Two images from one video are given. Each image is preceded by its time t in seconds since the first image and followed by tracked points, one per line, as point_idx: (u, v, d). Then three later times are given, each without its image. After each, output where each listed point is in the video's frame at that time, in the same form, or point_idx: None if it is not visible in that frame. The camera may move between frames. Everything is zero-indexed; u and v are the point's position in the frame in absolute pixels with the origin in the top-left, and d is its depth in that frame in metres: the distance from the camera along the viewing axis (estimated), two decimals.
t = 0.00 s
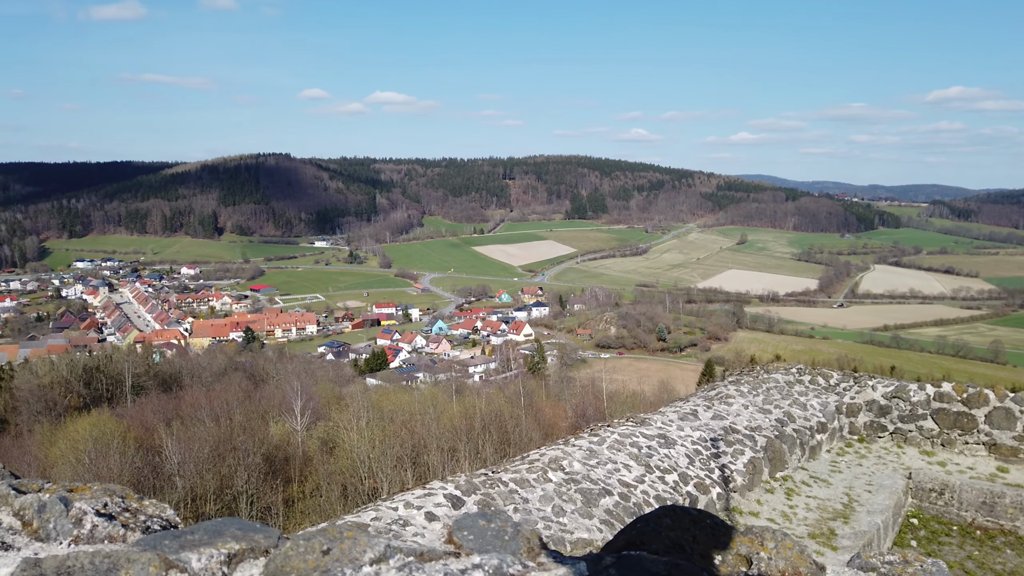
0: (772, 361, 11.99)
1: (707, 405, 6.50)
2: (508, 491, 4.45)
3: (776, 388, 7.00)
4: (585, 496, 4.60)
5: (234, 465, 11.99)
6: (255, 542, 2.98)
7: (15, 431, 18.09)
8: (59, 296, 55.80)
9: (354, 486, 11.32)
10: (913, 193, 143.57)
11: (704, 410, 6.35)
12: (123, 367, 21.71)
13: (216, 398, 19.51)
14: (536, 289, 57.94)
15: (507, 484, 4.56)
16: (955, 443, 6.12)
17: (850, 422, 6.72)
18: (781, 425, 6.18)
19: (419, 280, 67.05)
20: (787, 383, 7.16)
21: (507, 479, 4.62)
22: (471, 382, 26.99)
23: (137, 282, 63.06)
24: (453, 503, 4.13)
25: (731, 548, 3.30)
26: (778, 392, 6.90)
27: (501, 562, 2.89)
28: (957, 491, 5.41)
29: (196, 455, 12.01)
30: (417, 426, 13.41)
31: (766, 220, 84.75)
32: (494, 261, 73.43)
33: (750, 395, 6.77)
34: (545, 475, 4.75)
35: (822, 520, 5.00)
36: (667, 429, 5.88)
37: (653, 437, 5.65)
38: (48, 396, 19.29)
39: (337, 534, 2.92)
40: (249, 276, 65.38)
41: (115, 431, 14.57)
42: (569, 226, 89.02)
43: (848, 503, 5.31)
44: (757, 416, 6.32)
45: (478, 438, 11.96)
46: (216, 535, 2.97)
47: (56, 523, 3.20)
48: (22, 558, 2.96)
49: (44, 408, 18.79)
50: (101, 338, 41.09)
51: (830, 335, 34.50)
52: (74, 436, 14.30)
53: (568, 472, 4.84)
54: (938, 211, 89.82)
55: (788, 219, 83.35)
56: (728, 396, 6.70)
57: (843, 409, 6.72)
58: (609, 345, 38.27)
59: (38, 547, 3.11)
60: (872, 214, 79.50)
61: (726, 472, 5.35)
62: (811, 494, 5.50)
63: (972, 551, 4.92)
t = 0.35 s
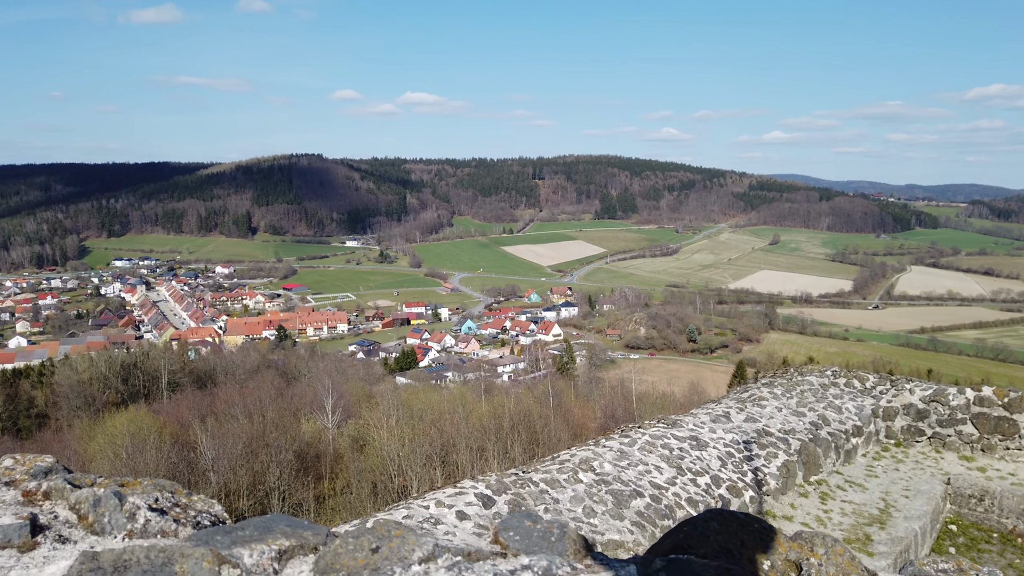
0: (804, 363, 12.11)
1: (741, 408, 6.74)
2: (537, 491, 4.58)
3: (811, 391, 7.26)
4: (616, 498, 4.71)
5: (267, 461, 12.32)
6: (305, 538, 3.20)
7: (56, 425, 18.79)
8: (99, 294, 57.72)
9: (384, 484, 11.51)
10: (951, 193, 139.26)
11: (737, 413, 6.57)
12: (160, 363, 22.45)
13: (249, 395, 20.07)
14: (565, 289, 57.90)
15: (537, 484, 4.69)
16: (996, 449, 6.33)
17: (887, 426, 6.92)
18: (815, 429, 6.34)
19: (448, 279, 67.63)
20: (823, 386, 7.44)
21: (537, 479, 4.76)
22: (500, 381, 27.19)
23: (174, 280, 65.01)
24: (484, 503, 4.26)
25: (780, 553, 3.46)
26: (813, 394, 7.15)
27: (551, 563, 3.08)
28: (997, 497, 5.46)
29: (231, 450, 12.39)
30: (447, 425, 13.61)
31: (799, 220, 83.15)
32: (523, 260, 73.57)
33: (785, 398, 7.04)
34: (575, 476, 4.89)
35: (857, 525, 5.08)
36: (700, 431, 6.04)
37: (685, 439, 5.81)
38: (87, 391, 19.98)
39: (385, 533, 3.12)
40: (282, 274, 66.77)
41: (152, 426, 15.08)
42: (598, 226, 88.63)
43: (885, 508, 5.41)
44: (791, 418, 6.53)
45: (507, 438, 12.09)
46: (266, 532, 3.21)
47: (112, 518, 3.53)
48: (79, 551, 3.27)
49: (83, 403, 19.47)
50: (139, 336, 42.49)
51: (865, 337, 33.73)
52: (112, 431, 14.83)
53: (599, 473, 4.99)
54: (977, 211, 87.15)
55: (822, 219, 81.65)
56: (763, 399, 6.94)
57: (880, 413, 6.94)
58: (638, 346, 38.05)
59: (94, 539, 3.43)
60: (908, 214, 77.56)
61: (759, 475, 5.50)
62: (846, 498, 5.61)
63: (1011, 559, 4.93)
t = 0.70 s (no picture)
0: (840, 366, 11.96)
1: (774, 411, 6.78)
2: (568, 491, 4.71)
3: (846, 394, 7.24)
4: (648, 500, 4.83)
5: (299, 458, 12.62)
6: (351, 535, 3.41)
7: (95, 420, 19.55)
8: (138, 292, 59.75)
9: (413, 482, 11.73)
10: (993, 192, 134.68)
11: (770, 416, 6.61)
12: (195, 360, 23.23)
13: (282, 393, 20.64)
14: (594, 289, 57.74)
15: (567, 484, 4.83)
16: None
17: (925, 429, 6.85)
18: (850, 432, 6.35)
19: (477, 279, 68.09)
20: (858, 388, 7.40)
21: (568, 479, 4.89)
22: (530, 380, 27.38)
23: (210, 279, 66.83)
24: (514, 502, 4.42)
25: (829, 558, 3.68)
26: (848, 397, 7.14)
27: (597, 565, 3.26)
28: None
29: (263, 447, 12.75)
30: (476, 424, 13.79)
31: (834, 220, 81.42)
32: (553, 260, 73.61)
33: (819, 401, 7.04)
34: (607, 477, 5.02)
35: (894, 531, 5.09)
36: (732, 433, 6.12)
37: (717, 442, 5.89)
38: (125, 387, 20.73)
39: (431, 534, 3.45)
40: (314, 273, 68.10)
41: (187, 422, 15.63)
42: (629, 226, 88.12)
43: (923, 513, 5.40)
44: (826, 421, 6.55)
45: (535, 438, 12.20)
46: (314, 528, 3.42)
47: (162, 511, 3.80)
48: (131, 544, 3.55)
49: (121, 399, 20.22)
50: (175, 333, 43.95)
51: (902, 340, 32.93)
52: (150, 427, 15.41)
53: (630, 475, 5.11)
54: None
55: (858, 219, 79.76)
56: (796, 402, 6.97)
57: (917, 417, 6.88)
58: (668, 347, 37.80)
59: (146, 532, 3.70)
60: (948, 215, 75.42)
61: (793, 479, 5.56)
62: (882, 503, 5.61)
63: None
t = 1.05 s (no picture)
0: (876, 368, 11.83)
1: (808, 414, 6.82)
2: (599, 492, 4.86)
3: (882, 397, 7.23)
4: (680, 502, 4.94)
5: (329, 456, 12.93)
6: (396, 531, 3.67)
7: (133, 416, 20.29)
8: (174, 291, 61.62)
9: (442, 481, 11.91)
10: None
11: (804, 419, 6.67)
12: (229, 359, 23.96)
13: (313, 391, 21.16)
14: (624, 290, 57.44)
15: (598, 485, 4.97)
16: None
17: (964, 435, 6.80)
18: (887, 436, 6.37)
19: (507, 279, 68.34)
20: (895, 392, 7.38)
21: (599, 480, 5.04)
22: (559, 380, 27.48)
23: (244, 277, 68.44)
24: (544, 502, 4.57)
25: (880, 563, 3.74)
26: (884, 401, 7.13)
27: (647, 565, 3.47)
28: None
29: (295, 445, 13.11)
30: (506, 424, 13.97)
31: (870, 221, 79.50)
32: (582, 261, 73.46)
33: (854, 404, 7.06)
34: (638, 478, 5.15)
35: (932, 536, 5.09)
36: (765, 437, 6.22)
37: (750, 445, 5.99)
38: (162, 383, 21.46)
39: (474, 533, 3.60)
40: (345, 273, 69.21)
41: (222, 419, 16.16)
42: (659, 226, 87.40)
43: (962, 519, 5.37)
44: (862, 425, 6.58)
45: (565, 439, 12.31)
46: (358, 524, 3.67)
47: (210, 504, 4.06)
48: (182, 536, 3.79)
49: (157, 395, 20.94)
50: (209, 331, 45.20)
51: (940, 342, 32.04)
52: (185, 423, 16.00)
53: (662, 476, 5.23)
54: None
55: (894, 219, 77.78)
56: (831, 405, 7.01)
57: (957, 421, 6.83)
58: (699, 348, 37.43)
59: (195, 524, 3.96)
60: (988, 215, 73.12)
61: (828, 483, 5.62)
62: (920, 509, 5.59)
63: None
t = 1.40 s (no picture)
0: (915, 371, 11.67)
1: (844, 417, 6.84)
2: (630, 493, 5.01)
3: (920, 401, 7.21)
4: (712, 504, 5.05)
5: (359, 454, 13.24)
6: (441, 528, 3.90)
7: (168, 411, 21.01)
8: (208, 289, 63.54)
9: (471, 480, 12.09)
10: None
11: (839, 421, 6.69)
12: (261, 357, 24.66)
13: (344, 389, 21.65)
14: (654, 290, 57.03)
15: (629, 486, 5.12)
16: None
17: (1006, 439, 6.72)
18: (925, 441, 6.36)
19: (537, 279, 68.48)
20: (933, 396, 7.33)
21: (629, 481, 5.19)
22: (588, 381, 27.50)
23: (277, 276, 70.02)
24: (575, 502, 4.74)
25: (934, 569, 3.84)
26: (921, 405, 7.11)
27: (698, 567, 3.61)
28: None
29: (326, 443, 13.46)
30: (535, 424, 14.13)
31: (907, 221, 77.40)
32: (612, 261, 73.12)
33: (892, 407, 7.05)
34: (669, 480, 5.28)
35: (972, 543, 5.09)
36: (799, 439, 6.28)
37: (783, 448, 6.06)
38: (196, 380, 22.22)
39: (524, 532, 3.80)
40: (376, 272, 70.21)
41: (255, 416, 16.72)
42: (691, 226, 86.48)
43: (1003, 526, 5.35)
44: (899, 429, 6.58)
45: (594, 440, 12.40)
46: (405, 520, 3.92)
47: (258, 498, 4.35)
48: (231, 529, 4.07)
49: (192, 391, 21.69)
50: (244, 329, 46.40)
51: (980, 346, 31.08)
52: (219, 419, 16.59)
53: (693, 479, 5.35)
54: None
55: (932, 219, 75.65)
56: (867, 408, 7.01)
57: (998, 426, 6.76)
58: (731, 350, 36.97)
59: (245, 517, 4.25)
60: None
61: (864, 488, 5.66)
62: (959, 515, 5.58)
63: None
